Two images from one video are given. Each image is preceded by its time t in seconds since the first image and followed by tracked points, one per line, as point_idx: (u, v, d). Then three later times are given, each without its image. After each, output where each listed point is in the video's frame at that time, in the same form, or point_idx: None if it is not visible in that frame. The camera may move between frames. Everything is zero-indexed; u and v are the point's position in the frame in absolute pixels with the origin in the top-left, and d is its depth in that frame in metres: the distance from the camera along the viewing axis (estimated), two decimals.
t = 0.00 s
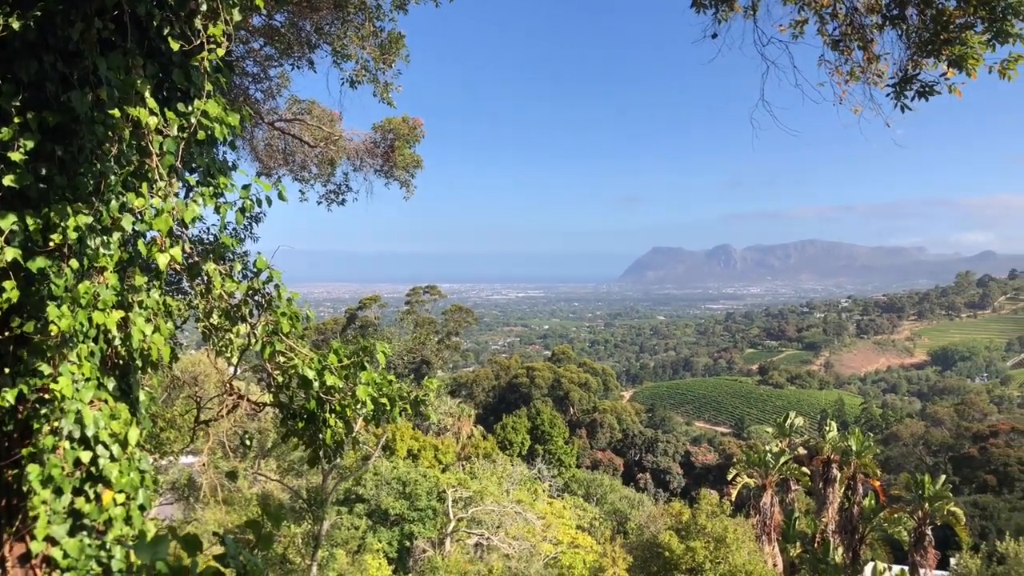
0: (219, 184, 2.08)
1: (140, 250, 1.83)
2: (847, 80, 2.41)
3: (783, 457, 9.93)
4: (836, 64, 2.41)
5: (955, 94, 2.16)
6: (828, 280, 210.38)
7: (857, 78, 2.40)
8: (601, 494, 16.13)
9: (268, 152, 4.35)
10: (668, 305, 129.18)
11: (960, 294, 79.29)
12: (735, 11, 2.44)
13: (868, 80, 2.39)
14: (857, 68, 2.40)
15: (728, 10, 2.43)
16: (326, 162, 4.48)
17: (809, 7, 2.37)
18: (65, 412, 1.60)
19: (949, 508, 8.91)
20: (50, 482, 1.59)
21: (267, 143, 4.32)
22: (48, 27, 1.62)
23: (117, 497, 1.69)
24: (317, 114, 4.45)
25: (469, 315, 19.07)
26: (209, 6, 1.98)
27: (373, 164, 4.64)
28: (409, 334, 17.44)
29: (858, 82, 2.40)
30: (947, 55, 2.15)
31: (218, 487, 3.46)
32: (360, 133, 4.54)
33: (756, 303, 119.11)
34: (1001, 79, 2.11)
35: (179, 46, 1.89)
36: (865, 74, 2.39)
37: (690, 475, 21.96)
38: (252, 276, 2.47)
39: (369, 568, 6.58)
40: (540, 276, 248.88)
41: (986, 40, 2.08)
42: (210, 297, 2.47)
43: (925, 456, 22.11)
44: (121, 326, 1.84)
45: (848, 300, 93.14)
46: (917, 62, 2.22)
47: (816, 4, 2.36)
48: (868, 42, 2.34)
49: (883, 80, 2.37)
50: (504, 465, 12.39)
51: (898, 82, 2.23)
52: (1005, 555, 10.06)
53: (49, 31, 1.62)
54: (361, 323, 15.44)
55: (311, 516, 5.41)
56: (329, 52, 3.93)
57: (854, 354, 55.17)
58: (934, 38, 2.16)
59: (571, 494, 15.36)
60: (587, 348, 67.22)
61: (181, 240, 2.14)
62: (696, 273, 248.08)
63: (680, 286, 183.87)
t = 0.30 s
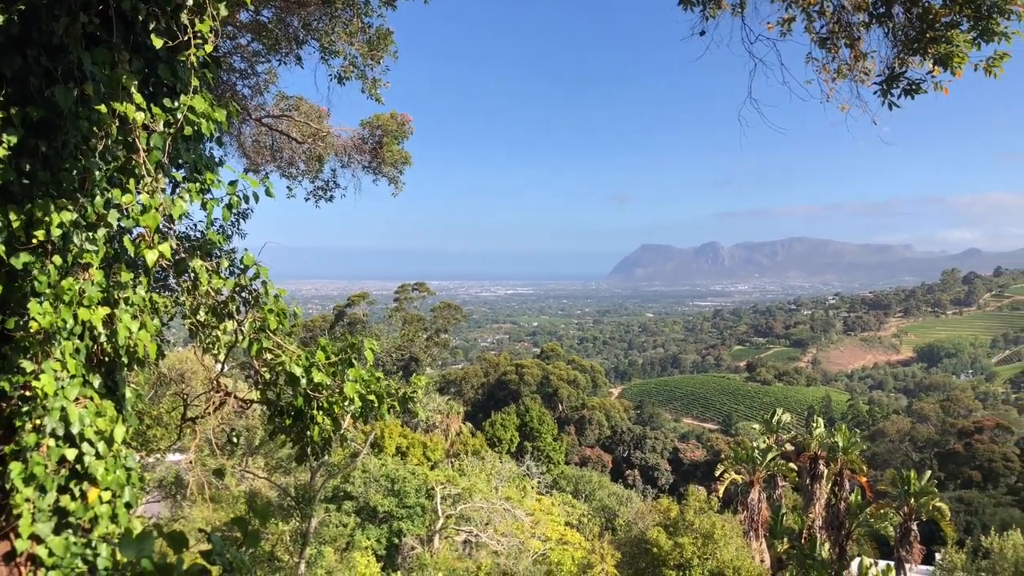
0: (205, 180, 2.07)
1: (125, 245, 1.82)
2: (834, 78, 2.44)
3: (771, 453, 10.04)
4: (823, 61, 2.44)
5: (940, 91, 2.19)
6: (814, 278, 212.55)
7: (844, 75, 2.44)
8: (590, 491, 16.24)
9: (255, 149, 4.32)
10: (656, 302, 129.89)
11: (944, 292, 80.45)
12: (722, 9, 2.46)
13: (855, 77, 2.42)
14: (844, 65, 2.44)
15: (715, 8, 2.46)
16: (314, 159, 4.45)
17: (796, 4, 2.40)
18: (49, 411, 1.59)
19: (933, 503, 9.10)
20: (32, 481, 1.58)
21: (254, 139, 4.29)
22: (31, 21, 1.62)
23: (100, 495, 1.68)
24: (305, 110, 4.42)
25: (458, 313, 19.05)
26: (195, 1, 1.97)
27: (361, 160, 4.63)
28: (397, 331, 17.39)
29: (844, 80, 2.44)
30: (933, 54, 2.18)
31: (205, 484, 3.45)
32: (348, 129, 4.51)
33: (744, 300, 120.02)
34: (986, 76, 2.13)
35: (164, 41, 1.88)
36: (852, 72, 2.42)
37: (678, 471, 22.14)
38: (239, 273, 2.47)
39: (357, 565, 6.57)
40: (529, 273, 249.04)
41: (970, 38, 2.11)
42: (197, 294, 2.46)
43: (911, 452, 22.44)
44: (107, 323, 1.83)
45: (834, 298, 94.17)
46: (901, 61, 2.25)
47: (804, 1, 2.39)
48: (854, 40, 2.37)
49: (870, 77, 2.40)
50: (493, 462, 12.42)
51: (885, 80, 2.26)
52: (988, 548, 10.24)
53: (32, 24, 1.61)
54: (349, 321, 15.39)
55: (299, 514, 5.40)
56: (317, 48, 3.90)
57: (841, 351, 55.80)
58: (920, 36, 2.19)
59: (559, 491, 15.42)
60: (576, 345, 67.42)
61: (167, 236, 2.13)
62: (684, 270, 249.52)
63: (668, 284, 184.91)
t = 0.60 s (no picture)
0: (194, 176, 2.06)
1: (112, 242, 1.81)
2: (823, 75, 2.47)
3: (760, 450, 10.13)
4: (813, 59, 2.47)
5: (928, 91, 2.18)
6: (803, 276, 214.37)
7: (834, 73, 2.46)
8: (580, 488, 16.33)
9: (244, 145, 4.30)
10: (647, 299, 130.43)
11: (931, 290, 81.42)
12: (711, 7, 2.48)
13: (844, 75, 2.45)
14: (834, 63, 2.46)
15: (704, 6, 2.48)
16: (303, 156, 4.43)
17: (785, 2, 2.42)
18: (34, 409, 1.58)
19: (921, 500, 9.25)
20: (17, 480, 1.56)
21: (243, 136, 4.26)
22: (17, 17, 1.62)
23: (86, 494, 1.68)
24: (294, 107, 4.40)
25: (448, 310, 19.03)
26: None
27: (351, 157, 4.61)
28: (387, 329, 17.34)
29: (834, 77, 2.46)
30: (921, 52, 2.17)
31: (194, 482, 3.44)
32: (338, 126, 4.49)
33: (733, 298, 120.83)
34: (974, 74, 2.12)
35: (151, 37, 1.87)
36: (841, 69, 2.45)
37: (668, 468, 22.28)
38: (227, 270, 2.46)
39: (346, 564, 6.54)
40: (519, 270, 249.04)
41: (959, 36, 2.12)
42: (185, 291, 2.45)
43: (899, 449, 22.69)
44: (93, 321, 1.82)
45: (823, 295, 94.92)
46: (891, 59, 2.25)
47: None
48: (843, 38, 2.39)
49: (858, 75, 2.43)
50: (483, 459, 12.43)
51: (873, 78, 2.24)
52: (974, 544, 10.38)
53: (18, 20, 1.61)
54: (338, 318, 15.32)
55: (288, 511, 5.39)
56: (306, 44, 3.88)
57: (830, 348, 56.33)
58: (909, 35, 2.18)
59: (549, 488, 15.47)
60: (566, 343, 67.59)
61: (155, 233, 2.12)
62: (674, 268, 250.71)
63: (658, 281, 185.76)
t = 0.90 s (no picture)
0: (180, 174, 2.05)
1: (98, 240, 1.80)
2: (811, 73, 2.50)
3: (747, 447, 10.21)
4: (800, 57, 2.50)
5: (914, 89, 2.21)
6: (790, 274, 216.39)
7: (821, 71, 2.49)
8: (568, 486, 16.41)
9: (231, 143, 4.27)
10: (635, 297, 130.99)
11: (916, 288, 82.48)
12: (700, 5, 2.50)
13: (831, 73, 2.47)
14: (820, 62, 2.49)
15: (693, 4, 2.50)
16: (291, 153, 4.42)
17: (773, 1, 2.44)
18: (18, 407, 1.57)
19: (907, 496, 9.38)
20: None
21: (230, 133, 4.23)
22: None
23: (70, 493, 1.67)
24: (282, 104, 4.38)
25: (437, 308, 19.00)
26: None
27: (339, 155, 4.59)
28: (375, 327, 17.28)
29: (822, 75, 2.49)
30: (907, 51, 2.21)
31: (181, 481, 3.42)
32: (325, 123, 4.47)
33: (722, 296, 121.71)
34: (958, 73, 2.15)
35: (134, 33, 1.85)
36: (828, 68, 2.48)
37: (656, 465, 22.43)
38: (214, 268, 2.45)
39: (335, 563, 6.53)
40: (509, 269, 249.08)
41: (943, 36, 2.15)
42: (172, 290, 2.44)
43: (886, 446, 22.99)
44: (78, 319, 1.81)
45: (811, 293, 95.82)
46: (876, 57, 2.28)
47: None
48: (830, 37, 2.42)
49: (845, 73, 2.45)
50: (471, 457, 12.45)
51: (859, 77, 2.28)
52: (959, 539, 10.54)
53: None
54: (326, 317, 15.25)
55: (276, 510, 5.37)
56: (294, 41, 3.86)
57: (817, 345, 56.92)
58: (895, 33, 2.21)
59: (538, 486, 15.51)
60: (555, 341, 67.76)
61: (141, 231, 2.11)
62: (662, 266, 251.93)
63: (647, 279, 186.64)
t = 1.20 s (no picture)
0: (167, 171, 2.04)
1: (83, 238, 1.80)
2: (799, 71, 2.54)
3: (736, 444, 10.22)
4: (788, 55, 2.54)
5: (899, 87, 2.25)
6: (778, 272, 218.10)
7: (809, 69, 2.54)
8: (558, 483, 16.53)
9: (220, 141, 4.24)
10: (626, 295, 131.48)
11: (903, 287, 83.41)
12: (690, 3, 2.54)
13: (819, 71, 2.52)
14: (808, 60, 2.54)
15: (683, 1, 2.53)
16: (280, 151, 4.41)
17: None
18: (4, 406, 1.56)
19: (894, 492, 9.51)
20: None
21: (219, 130, 4.21)
22: None
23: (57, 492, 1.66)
24: (271, 102, 4.36)
25: (427, 306, 18.94)
26: None
27: (328, 152, 4.58)
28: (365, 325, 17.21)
29: (809, 73, 2.54)
30: (893, 49, 2.25)
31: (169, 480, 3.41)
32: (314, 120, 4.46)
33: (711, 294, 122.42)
34: (944, 72, 2.19)
35: (119, 29, 1.84)
36: (816, 66, 2.53)
37: (646, 462, 22.55)
38: (202, 266, 2.43)
39: (324, 561, 6.53)
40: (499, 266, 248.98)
41: (928, 35, 2.19)
42: (159, 288, 2.44)
43: (873, 442, 23.25)
44: (64, 317, 1.81)
45: (799, 292, 96.66)
46: (864, 57, 2.32)
47: None
48: (818, 36, 2.47)
49: (833, 71, 2.49)
50: (461, 455, 12.44)
51: (847, 75, 2.32)
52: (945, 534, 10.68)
53: None
54: (315, 315, 15.17)
55: (265, 508, 5.36)
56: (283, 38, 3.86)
57: (806, 343, 57.44)
58: (882, 32, 2.25)
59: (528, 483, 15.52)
60: (545, 339, 67.87)
61: (128, 229, 2.10)
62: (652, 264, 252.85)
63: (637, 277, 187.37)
